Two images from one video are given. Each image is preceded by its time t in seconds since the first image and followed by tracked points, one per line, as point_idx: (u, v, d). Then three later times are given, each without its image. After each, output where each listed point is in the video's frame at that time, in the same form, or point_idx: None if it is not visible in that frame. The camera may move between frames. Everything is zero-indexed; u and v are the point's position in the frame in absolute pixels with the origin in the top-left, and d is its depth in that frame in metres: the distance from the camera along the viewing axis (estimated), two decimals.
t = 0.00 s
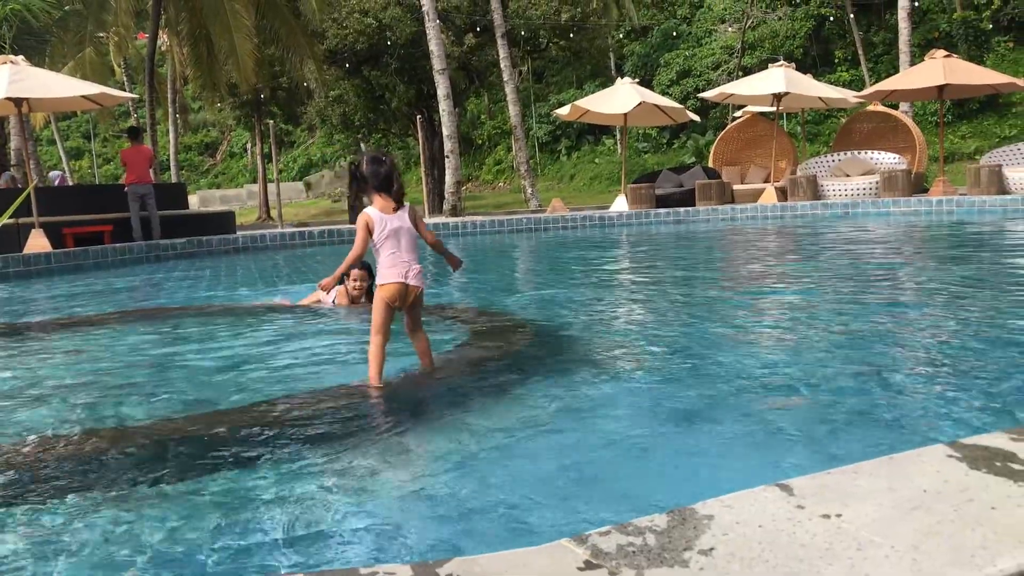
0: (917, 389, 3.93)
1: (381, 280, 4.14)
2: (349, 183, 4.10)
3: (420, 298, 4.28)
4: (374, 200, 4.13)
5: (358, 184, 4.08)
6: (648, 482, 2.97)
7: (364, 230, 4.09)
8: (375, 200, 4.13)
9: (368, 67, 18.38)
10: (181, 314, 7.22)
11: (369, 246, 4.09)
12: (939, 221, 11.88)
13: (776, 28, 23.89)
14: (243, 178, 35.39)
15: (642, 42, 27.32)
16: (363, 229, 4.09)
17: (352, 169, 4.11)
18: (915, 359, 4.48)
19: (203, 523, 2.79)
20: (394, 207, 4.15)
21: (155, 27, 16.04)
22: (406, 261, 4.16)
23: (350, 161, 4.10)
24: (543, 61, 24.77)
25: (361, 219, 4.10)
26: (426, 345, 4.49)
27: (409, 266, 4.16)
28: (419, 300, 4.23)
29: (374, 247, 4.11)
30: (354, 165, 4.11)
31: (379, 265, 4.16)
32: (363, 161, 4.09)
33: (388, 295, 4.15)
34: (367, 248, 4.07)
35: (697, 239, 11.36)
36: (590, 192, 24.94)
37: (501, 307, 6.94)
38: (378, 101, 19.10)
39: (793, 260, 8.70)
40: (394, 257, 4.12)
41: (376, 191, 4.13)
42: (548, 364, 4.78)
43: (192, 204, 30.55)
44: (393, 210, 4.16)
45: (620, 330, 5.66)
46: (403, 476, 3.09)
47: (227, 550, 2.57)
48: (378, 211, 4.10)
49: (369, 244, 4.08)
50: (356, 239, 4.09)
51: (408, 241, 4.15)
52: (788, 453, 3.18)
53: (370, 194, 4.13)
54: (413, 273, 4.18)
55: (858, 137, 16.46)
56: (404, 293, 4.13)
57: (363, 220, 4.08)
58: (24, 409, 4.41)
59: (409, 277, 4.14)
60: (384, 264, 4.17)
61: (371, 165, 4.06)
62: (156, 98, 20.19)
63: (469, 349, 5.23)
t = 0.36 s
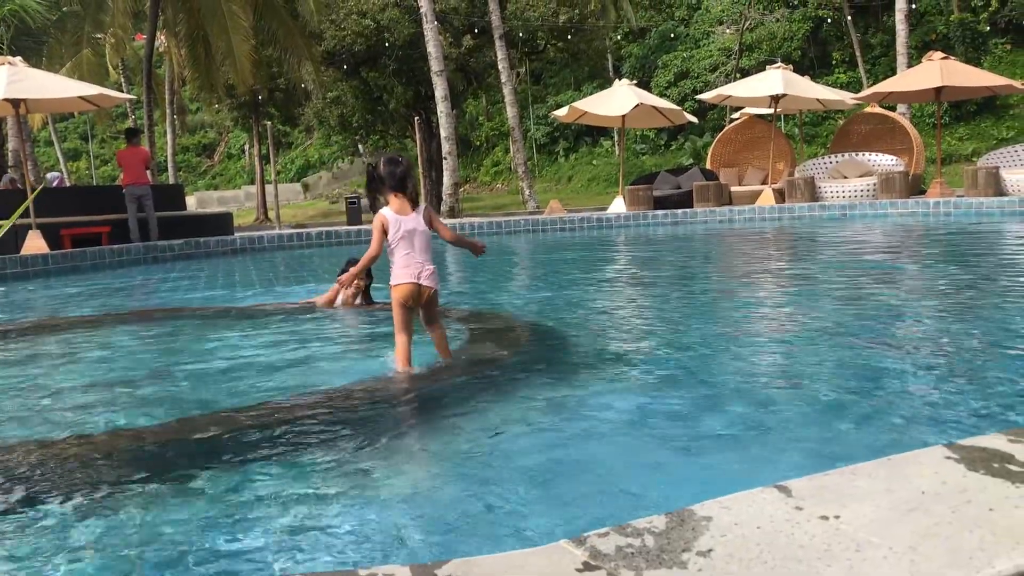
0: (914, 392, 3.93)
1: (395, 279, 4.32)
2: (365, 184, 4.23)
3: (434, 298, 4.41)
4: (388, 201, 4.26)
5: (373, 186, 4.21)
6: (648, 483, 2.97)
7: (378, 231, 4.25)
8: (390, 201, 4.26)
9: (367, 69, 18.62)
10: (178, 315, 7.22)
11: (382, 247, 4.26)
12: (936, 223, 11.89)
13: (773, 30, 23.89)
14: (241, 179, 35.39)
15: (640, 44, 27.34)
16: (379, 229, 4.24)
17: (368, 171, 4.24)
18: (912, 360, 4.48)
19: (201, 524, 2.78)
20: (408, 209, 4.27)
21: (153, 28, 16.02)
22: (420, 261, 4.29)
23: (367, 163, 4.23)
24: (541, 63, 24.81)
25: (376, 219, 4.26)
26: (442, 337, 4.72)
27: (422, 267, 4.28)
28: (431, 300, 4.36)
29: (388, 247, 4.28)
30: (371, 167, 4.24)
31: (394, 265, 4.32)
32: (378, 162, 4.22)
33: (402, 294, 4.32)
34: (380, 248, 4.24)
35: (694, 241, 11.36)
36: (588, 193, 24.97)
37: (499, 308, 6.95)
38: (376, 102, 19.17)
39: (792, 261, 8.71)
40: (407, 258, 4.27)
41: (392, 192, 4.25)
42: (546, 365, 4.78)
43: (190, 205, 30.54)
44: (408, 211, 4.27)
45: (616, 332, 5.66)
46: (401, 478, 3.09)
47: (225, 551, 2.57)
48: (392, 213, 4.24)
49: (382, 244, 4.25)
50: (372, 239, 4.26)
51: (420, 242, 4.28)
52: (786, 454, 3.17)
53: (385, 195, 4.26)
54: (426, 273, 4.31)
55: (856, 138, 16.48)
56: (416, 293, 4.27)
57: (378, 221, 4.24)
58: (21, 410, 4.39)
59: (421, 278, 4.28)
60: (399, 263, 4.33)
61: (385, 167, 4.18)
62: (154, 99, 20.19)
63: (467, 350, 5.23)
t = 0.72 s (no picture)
0: (914, 393, 3.93)
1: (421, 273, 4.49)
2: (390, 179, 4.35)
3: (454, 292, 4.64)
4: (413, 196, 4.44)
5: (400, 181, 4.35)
6: (650, 484, 2.97)
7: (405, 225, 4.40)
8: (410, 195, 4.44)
9: (367, 70, 18.63)
10: (178, 317, 7.21)
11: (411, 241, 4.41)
12: (937, 223, 11.89)
13: (773, 31, 23.88)
14: (241, 181, 35.43)
15: (640, 45, 27.36)
16: (407, 226, 4.38)
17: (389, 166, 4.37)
18: (913, 362, 4.49)
19: (202, 525, 2.79)
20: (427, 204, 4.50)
21: (153, 30, 16.00)
22: (444, 256, 4.53)
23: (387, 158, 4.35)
24: (541, 64, 24.84)
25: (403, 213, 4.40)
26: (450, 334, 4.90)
27: (449, 260, 4.53)
28: (455, 293, 4.60)
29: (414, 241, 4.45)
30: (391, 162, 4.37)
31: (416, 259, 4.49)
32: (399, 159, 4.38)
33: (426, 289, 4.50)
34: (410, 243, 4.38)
35: (694, 242, 11.36)
36: (589, 195, 24.98)
37: (499, 309, 6.96)
38: (376, 104, 19.21)
39: (792, 262, 8.72)
40: (435, 253, 4.48)
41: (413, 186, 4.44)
42: (547, 367, 4.77)
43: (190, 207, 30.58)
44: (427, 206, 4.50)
45: (617, 333, 5.66)
46: (401, 480, 3.08)
47: (226, 553, 2.57)
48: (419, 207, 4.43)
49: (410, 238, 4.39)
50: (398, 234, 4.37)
51: (443, 236, 4.52)
52: (786, 455, 3.17)
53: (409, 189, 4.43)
54: (451, 267, 4.56)
55: (856, 139, 16.48)
56: (448, 285, 4.49)
57: (405, 216, 4.38)
58: (22, 413, 4.39)
59: (450, 271, 4.51)
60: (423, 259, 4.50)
61: (410, 163, 4.37)
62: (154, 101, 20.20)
63: (467, 351, 5.23)
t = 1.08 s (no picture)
0: (917, 393, 3.92)
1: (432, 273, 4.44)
2: (393, 181, 4.22)
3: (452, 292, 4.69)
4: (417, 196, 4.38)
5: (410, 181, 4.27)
6: (652, 486, 2.97)
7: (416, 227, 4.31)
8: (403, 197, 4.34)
9: (368, 73, 18.50)
10: (180, 320, 7.21)
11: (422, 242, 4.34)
12: (939, 224, 11.89)
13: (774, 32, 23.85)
14: (243, 184, 35.48)
15: (640, 47, 27.38)
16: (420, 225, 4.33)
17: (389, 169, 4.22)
18: (915, 362, 4.48)
19: (204, 529, 2.78)
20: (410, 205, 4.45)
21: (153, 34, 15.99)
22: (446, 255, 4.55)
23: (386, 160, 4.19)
24: (541, 66, 24.85)
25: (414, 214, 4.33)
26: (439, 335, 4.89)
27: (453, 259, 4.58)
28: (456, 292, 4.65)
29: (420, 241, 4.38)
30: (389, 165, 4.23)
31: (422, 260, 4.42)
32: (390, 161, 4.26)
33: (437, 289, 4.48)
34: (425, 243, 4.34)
35: (695, 244, 11.36)
36: (590, 196, 25.00)
37: (500, 311, 6.95)
38: (377, 107, 19.21)
39: (793, 263, 8.72)
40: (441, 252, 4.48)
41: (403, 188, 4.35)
42: (548, 368, 4.76)
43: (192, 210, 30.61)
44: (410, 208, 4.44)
45: (619, 335, 5.65)
46: (403, 482, 3.08)
47: (229, 556, 2.57)
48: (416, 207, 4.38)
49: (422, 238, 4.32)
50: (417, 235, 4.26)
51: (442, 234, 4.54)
52: (788, 456, 3.17)
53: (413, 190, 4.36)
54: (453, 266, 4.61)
55: (857, 140, 16.48)
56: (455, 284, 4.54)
57: (416, 216, 4.29)
58: (24, 417, 4.39)
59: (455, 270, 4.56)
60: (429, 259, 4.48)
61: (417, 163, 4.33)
62: (155, 104, 20.22)
63: (468, 353, 5.23)
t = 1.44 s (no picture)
0: (917, 395, 3.91)
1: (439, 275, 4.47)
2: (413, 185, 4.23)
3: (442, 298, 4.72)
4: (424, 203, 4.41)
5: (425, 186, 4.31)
6: (653, 489, 2.96)
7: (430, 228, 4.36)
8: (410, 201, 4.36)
9: (367, 77, 18.48)
10: (180, 325, 7.21)
11: (435, 244, 4.39)
12: (938, 226, 11.90)
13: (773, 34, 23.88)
14: (242, 188, 35.53)
15: (639, 50, 27.43)
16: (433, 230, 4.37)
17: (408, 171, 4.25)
18: (917, 364, 4.47)
19: (204, 534, 2.78)
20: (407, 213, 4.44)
21: (153, 39, 15.96)
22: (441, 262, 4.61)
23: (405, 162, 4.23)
24: (540, 70, 24.90)
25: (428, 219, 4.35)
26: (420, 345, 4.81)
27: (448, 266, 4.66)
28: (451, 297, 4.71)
29: (429, 246, 4.39)
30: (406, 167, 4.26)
31: (431, 263, 4.44)
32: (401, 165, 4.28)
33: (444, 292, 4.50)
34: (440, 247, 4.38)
35: (695, 246, 11.37)
36: (589, 199, 25.01)
37: (501, 314, 6.95)
38: (376, 111, 19.22)
39: (794, 265, 8.73)
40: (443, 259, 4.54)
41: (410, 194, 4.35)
42: (549, 372, 4.76)
43: (191, 214, 30.64)
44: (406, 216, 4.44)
45: (620, 337, 5.65)
46: (404, 486, 3.08)
47: (229, 561, 2.56)
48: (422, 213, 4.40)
49: (436, 240, 4.39)
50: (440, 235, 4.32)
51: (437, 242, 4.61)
52: (788, 459, 3.17)
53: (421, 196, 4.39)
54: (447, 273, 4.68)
55: (856, 142, 16.49)
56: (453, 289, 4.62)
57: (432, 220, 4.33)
58: (24, 422, 4.39)
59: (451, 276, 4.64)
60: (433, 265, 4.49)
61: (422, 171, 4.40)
62: (155, 108, 20.25)
63: (469, 357, 5.22)
